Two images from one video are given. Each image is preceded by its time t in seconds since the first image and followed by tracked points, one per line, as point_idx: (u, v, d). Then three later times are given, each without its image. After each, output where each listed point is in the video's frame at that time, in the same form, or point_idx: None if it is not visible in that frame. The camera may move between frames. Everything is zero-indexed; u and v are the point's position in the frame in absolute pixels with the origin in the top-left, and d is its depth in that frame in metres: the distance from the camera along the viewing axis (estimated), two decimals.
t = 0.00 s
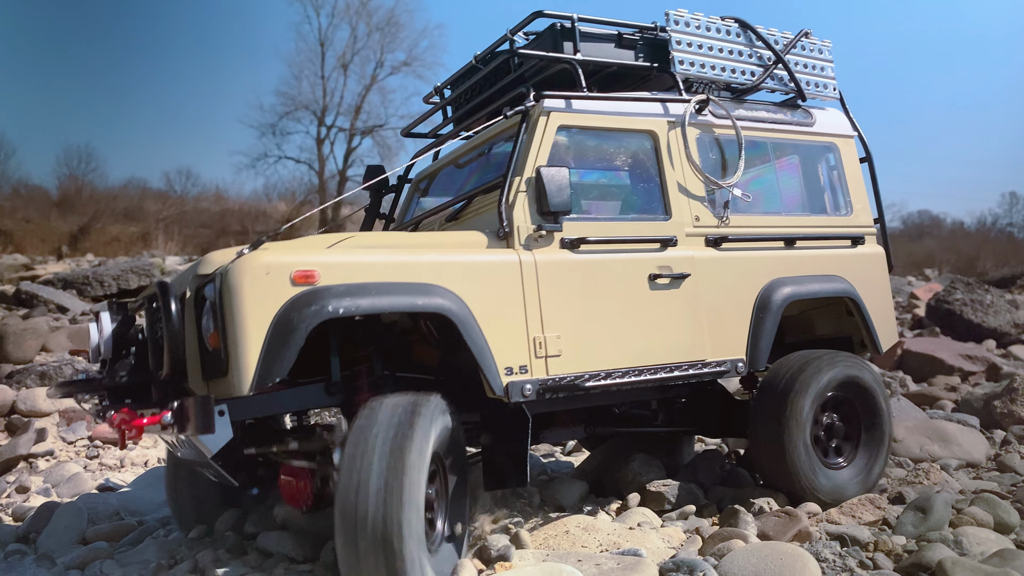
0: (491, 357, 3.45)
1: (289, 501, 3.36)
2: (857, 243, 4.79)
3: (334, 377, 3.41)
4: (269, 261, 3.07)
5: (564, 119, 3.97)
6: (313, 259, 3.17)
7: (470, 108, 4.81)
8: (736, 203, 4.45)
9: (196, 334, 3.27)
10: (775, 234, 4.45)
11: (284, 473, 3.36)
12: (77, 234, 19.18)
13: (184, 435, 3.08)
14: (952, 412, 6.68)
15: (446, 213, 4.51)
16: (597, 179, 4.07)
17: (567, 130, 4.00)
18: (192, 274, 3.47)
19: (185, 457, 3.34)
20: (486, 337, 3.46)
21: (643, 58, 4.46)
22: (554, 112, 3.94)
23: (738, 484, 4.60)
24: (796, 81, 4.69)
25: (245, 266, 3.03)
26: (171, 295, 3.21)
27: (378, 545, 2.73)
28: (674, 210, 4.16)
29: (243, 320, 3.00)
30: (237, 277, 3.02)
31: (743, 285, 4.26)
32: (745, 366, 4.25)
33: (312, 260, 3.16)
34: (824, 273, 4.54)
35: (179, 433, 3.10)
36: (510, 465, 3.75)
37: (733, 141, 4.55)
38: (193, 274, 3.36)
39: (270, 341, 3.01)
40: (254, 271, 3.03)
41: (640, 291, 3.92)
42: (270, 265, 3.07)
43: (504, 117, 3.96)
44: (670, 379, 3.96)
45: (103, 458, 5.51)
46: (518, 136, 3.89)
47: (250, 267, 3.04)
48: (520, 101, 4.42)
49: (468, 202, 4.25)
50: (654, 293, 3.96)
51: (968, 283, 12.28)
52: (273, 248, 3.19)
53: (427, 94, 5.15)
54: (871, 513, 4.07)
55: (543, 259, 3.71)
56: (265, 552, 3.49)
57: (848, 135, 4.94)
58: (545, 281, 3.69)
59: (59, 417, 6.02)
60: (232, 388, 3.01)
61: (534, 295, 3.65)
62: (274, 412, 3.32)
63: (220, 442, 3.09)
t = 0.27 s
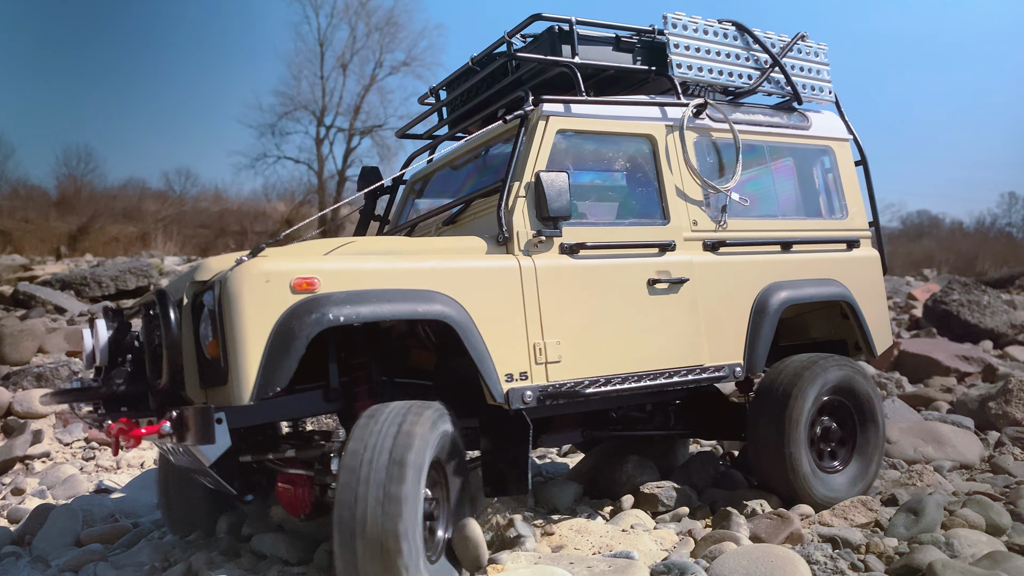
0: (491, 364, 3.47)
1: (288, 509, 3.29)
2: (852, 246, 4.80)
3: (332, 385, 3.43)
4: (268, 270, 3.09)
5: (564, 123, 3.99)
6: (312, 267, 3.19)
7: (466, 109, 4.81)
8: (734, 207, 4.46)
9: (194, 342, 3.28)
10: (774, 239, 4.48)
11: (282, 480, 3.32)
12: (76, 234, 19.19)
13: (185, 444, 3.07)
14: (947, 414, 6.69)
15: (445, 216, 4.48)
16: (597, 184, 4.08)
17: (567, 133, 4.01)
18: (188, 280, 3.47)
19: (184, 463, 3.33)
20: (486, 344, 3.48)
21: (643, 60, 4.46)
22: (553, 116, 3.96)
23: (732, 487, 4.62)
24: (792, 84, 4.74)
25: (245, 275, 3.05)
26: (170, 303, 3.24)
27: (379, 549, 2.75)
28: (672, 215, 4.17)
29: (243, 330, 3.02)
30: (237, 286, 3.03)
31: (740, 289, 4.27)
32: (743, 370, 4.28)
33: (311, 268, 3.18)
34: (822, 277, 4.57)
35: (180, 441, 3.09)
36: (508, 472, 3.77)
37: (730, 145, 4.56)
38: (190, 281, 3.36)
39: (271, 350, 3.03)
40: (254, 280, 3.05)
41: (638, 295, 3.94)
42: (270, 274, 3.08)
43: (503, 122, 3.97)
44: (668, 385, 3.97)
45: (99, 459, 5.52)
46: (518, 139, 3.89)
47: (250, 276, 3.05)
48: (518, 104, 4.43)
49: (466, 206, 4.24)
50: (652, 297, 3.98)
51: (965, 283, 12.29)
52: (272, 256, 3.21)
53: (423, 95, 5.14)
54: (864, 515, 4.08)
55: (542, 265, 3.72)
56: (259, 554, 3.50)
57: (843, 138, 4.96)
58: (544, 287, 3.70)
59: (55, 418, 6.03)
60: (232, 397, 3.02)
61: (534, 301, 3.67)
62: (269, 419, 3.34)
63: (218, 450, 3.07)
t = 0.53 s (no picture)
0: (483, 367, 3.48)
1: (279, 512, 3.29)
2: (845, 246, 4.81)
3: (324, 388, 3.45)
4: (258, 274, 3.09)
5: (554, 124, 3.99)
6: (302, 271, 3.20)
7: (459, 111, 4.82)
8: (726, 207, 4.47)
9: (184, 347, 3.28)
10: (768, 239, 4.49)
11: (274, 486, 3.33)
12: (74, 234, 19.19)
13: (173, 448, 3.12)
14: (942, 414, 6.70)
15: (437, 217, 4.48)
16: (586, 185, 4.08)
17: (557, 135, 4.01)
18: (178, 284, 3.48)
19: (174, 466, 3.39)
20: (478, 346, 3.49)
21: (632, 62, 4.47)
22: (543, 117, 3.97)
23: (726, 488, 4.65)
24: (784, 84, 4.70)
25: (234, 279, 3.06)
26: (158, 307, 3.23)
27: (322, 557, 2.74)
28: (663, 215, 4.18)
29: (232, 333, 3.03)
30: (226, 289, 3.04)
31: (732, 290, 4.28)
32: (735, 370, 4.28)
33: (301, 272, 3.19)
34: (814, 276, 4.58)
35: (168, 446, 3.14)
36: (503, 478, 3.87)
37: (723, 145, 4.59)
38: (179, 285, 3.36)
39: (260, 354, 3.04)
40: (243, 284, 3.06)
41: (630, 297, 3.95)
42: (259, 278, 3.09)
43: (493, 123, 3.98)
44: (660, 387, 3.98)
45: (94, 460, 5.52)
46: (509, 141, 3.90)
47: (239, 280, 3.06)
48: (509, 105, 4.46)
49: (458, 208, 4.25)
50: (644, 298, 3.99)
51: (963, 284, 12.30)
52: (262, 260, 3.22)
53: (414, 97, 5.15)
54: (856, 516, 4.09)
55: (534, 267, 3.72)
56: (252, 555, 3.51)
57: (835, 138, 4.97)
58: (536, 289, 3.70)
59: (50, 419, 6.03)
60: (222, 401, 3.04)
61: (526, 303, 3.67)
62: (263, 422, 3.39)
63: (207, 454, 3.13)
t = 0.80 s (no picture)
0: (470, 366, 3.49)
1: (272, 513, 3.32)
2: (837, 245, 4.80)
3: (314, 388, 3.45)
4: (242, 273, 3.11)
5: (540, 126, 4.00)
6: (286, 270, 3.21)
7: (450, 114, 4.82)
8: (714, 207, 4.47)
9: (172, 347, 3.29)
10: (756, 237, 4.49)
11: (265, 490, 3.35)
12: (72, 234, 19.19)
13: (161, 448, 3.13)
14: (939, 415, 6.71)
15: (427, 220, 4.50)
16: (574, 185, 4.08)
17: (543, 136, 4.03)
18: (167, 286, 3.49)
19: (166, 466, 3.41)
20: (464, 345, 3.50)
21: (621, 63, 4.52)
22: (529, 118, 3.98)
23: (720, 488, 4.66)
24: (773, 84, 4.70)
25: (218, 278, 3.07)
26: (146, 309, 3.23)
27: None
28: (652, 215, 4.18)
29: (217, 332, 3.04)
30: (211, 289, 3.05)
31: (722, 289, 4.28)
32: (726, 369, 4.28)
33: (286, 271, 3.21)
34: (804, 275, 4.57)
35: (156, 446, 3.16)
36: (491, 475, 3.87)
37: (711, 145, 4.58)
38: (167, 286, 3.37)
39: (246, 353, 3.05)
40: (228, 284, 3.07)
41: (619, 296, 3.95)
42: (244, 277, 3.10)
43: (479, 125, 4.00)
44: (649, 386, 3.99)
45: (90, 462, 5.52)
46: (496, 142, 3.92)
47: (224, 280, 3.07)
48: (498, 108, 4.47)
49: (447, 210, 4.26)
50: (634, 297, 3.99)
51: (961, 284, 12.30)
52: (247, 260, 3.23)
53: (406, 102, 5.17)
54: (850, 518, 4.11)
55: (521, 266, 3.73)
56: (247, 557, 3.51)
57: (826, 137, 4.97)
58: (523, 288, 3.71)
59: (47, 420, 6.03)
60: (208, 400, 3.05)
61: (513, 302, 3.68)
62: (253, 423, 3.38)
63: (196, 454, 3.15)
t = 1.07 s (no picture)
0: (462, 370, 3.50)
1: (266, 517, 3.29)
2: (836, 247, 4.80)
3: (307, 392, 3.42)
4: (234, 278, 3.11)
5: (536, 130, 4.00)
6: (279, 275, 3.21)
7: (448, 117, 4.82)
8: (710, 210, 4.47)
9: (166, 351, 3.28)
10: (754, 240, 4.49)
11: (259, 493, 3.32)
12: (71, 235, 19.18)
13: (155, 452, 3.12)
14: (938, 417, 6.71)
15: (424, 223, 4.50)
16: (570, 189, 4.08)
17: (538, 140, 4.03)
18: (161, 290, 3.48)
19: (161, 470, 3.40)
20: (457, 349, 3.51)
21: (616, 67, 4.47)
22: (525, 122, 3.98)
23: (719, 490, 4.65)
24: (771, 87, 4.70)
25: (210, 284, 3.07)
26: (138, 313, 3.22)
27: None
28: (648, 219, 4.17)
29: (209, 337, 3.04)
30: (203, 294, 3.06)
31: (719, 292, 4.28)
32: (722, 372, 4.27)
33: (278, 275, 3.21)
34: (802, 278, 4.57)
35: (150, 450, 3.14)
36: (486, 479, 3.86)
37: (707, 147, 4.55)
38: (161, 290, 3.37)
39: (238, 357, 3.05)
40: (220, 289, 3.07)
41: (614, 300, 3.95)
42: (236, 282, 3.11)
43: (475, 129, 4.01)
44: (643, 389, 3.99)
45: (89, 463, 5.51)
46: (491, 146, 3.93)
47: (215, 285, 3.07)
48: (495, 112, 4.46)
49: (443, 214, 4.26)
50: (629, 300, 3.99)
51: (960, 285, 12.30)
52: (240, 265, 3.23)
53: (405, 105, 5.17)
54: (849, 521, 4.11)
55: (515, 270, 3.74)
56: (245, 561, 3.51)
57: (825, 140, 4.97)
58: (516, 291, 3.72)
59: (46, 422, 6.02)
60: (200, 404, 3.05)
61: (506, 306, 3.69)
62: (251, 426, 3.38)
63: (190, 457, 3.14)
